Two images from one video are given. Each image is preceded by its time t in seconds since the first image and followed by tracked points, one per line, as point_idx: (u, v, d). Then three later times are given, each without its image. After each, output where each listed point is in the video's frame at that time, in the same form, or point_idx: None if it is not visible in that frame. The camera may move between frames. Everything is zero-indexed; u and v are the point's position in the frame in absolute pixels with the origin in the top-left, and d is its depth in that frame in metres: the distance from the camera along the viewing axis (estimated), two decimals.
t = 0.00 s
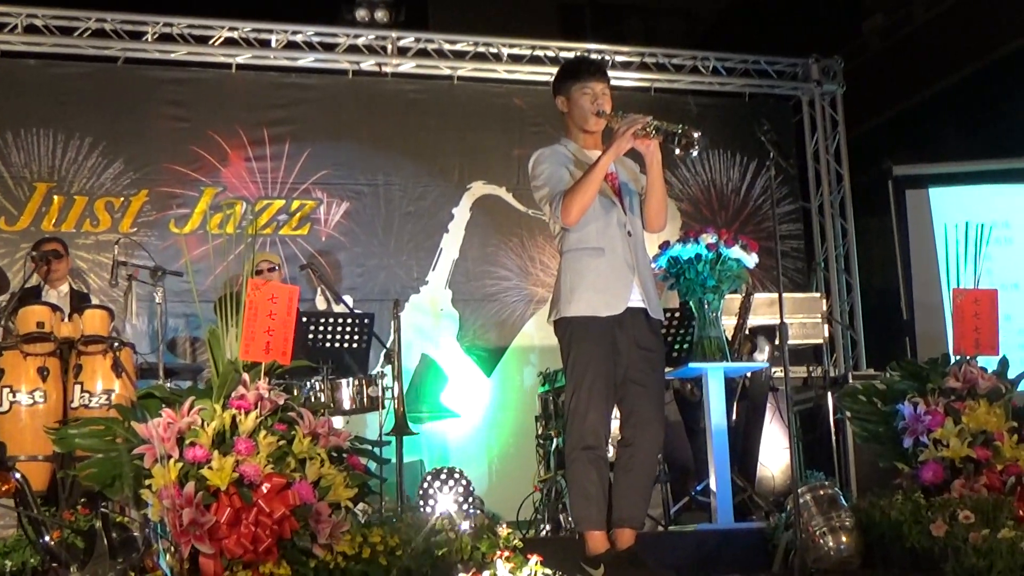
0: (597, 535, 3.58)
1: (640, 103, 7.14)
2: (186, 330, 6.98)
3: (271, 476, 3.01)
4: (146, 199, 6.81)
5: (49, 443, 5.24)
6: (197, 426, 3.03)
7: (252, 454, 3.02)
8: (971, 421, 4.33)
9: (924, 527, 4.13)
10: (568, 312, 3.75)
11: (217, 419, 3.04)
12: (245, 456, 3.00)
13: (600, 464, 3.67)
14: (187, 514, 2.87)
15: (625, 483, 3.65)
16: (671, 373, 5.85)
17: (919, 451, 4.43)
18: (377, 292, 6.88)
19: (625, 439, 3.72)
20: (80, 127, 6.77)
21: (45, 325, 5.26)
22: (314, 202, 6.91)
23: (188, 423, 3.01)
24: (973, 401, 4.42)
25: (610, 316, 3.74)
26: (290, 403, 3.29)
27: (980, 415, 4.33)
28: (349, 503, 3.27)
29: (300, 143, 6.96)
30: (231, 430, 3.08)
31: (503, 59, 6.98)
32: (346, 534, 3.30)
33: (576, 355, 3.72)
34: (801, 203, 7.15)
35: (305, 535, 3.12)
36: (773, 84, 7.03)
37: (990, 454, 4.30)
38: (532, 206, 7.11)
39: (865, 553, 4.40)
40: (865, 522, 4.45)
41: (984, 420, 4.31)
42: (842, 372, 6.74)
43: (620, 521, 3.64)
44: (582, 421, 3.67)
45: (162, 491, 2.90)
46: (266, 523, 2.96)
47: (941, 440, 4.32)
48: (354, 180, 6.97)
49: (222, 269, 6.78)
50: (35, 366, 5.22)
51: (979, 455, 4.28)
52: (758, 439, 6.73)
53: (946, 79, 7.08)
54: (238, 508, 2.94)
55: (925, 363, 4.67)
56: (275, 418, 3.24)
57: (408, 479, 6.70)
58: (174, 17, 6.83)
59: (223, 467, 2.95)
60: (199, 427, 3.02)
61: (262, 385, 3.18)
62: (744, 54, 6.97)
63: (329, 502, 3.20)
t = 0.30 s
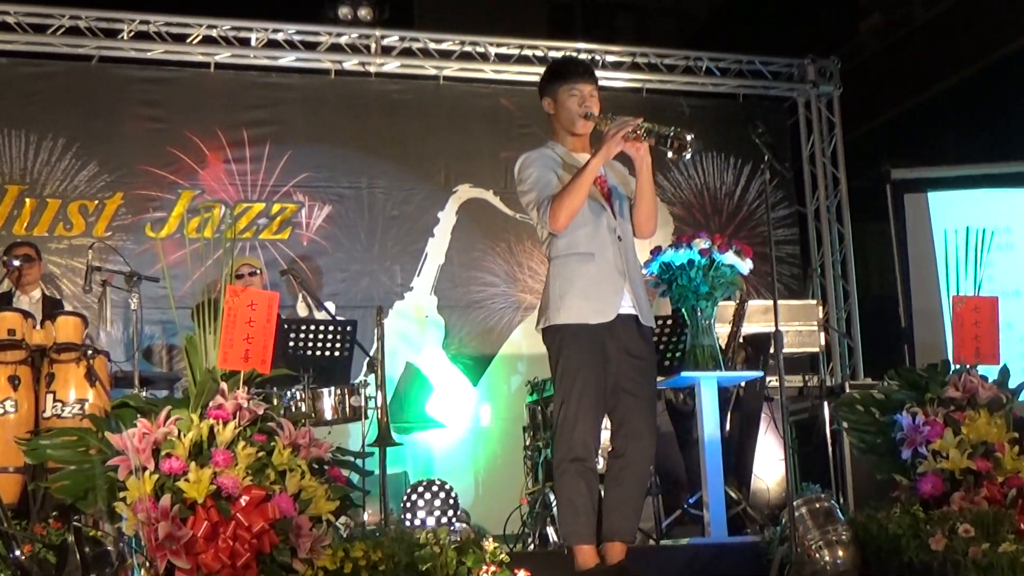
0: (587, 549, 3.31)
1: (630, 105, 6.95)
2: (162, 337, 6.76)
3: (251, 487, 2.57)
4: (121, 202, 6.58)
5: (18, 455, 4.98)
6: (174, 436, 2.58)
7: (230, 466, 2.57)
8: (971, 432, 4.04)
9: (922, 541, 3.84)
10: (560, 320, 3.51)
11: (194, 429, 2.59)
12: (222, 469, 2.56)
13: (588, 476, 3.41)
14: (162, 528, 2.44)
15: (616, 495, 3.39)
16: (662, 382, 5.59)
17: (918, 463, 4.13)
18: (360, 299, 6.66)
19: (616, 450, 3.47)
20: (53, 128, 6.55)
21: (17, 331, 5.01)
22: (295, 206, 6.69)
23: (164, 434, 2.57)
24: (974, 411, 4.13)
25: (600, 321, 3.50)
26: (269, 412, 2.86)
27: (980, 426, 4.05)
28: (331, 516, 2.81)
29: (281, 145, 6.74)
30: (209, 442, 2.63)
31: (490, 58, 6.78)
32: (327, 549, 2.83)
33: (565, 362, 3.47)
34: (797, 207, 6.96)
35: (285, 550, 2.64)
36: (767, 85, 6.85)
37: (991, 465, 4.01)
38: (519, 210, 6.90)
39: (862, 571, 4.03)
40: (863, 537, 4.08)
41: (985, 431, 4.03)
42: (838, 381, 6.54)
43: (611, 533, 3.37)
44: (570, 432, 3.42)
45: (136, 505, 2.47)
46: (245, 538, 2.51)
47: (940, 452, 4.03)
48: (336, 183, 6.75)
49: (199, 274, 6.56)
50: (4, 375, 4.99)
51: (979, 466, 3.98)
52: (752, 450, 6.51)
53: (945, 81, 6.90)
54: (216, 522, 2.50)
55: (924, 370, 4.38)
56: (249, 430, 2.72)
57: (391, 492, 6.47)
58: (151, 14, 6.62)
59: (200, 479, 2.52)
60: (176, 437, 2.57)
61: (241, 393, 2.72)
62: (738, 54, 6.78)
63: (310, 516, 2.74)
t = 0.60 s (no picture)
0: (571, 564, 3.14)
1: (619, 106, 6.75)
2: (134, 344, 6.53)
3: (223, 500, 2.61)
4: (91, 204, 6.34)
5: None
6: (145, 447, 2.61)
7: (202, 478, 2.61)
8: (967, 445, 3.82)
9: (917, 557, 3.62)
10: (546, 327, 3.32)
11: (166, 439, 2.63)
12: (194, 481, 2.60)
13: (574, 489, 3.24)
14: (131, 542, 2.48)
15: (603, 510, 3.23)
16: (649, 391, 5.38)
17: (913, 475, 3.89)
18: (338, 305, 6.45)
19: (602, 462, 3.30)
20: (21, 127, 6.30)
21: None
22: (272, 209, 6.46)
23: (134, 444, 2.61)
24: (971, 423, 3.90)
25: (588, 329, 3.32)
26: (243, 423, 2.83)
27: (977, 438, 3.82)
28: (309, 531, 2.83)
29: (257, 146, 6.51)
30: (181, 452, 2.67)
31: (473, 57, 6.57)
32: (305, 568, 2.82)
33: (550, 373, 3.28)
34: (789, 212, 6.76)
35: (259, 567, 2.68)
36: (759, 86, 6.66)
37: (988, 479, 3.78)
38: (503, 214, 6.68)
39: None
40: (856, 553, 3.88)
41: (981, 443, 3.80)
42: (831, 392, 6.34)
43: (597, 549, 3.19)
44: (555, 445, 3.24)
45: (106, 518, 2.52)
46: (217, 553, 2.56)
47: (935, 465, 3.81)
48: (314, 186, 6.53)
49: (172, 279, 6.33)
50: None
51: (976, 480, 3.76)
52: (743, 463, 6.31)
53: (942, 82, 6.71)
54: (186, 536, 2.56)
55: (919, 382, 4.17)
56: (227, 439, 2.77)
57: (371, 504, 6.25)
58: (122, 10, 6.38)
59: (171, 491, 2.57)
60: (146, 448, 2.61)
61: (214, 402, 2.74)
62: (729, 54, 6.59)
63: (285, 530, 2.75)
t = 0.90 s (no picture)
0: None
1: (609, 106, 6.55)
2: (107, 351, 6.31)
3: (199, 513, 2.67)
4: (63, 206, 6.10)
5: None
6: (118, 458, 2.66)
7: (178, 490, 2.66)
8: (968, 456, 3.67)
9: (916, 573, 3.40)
10: (534, 335, 3.13)
11: (139, 450, 2.68)
12: (169, 492, 2.65)
13: (563, 502, 3.05)
14: (104, 556, 2.51)
15: (591, 527, 3.04)
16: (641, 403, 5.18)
17: (913, 487, 3.75)
18: (319, 311, 6.23)
19: (591, 475, 3.10)
20: None
21: None
22: (250, 211, 6.25)
23: (107, 455, 2.66)
24: (971, 433, 3.75)
25: (577, 338, 3.14)
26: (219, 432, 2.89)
27: (977, 448, 3.67)
28: (287, 544, 2.93)
29: (235, 146, 6.30)
30: (155, 464, 2.72)
31: (459, 55, 6.36)
32: None
33: (538, 381, 3.10)
34: (784, 215, 6.56)
35: None
36: (754, 86, 6.47)
37: (989, 491, 3.64)
38: (490, 217, 6.47)
39: None
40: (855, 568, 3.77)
41: (982, 454, 3.65)
42: (828, 401, 6.14)
43: (585, 564, 3.01)
44: (542, 456, 3.05)
45: (78, 530, 2.55)
46: (193, 566, 2.62)
47: (935, 477, 3.67)
48: (294, 187, 6.31)
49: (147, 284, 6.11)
50: None
51: (977, 492, 3.62)
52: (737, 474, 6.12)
53: (942, 82, 6.52)
54: (161, 549, 2.62)
55: (918, 389, 4.02)
56: (203, 450, 2.83)
57: (351, 517, 6.02)
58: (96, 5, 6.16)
59: (145, 504, 2.61)
60: (120, 459, 2.66)
61: (189, 413, 2.81)
62: (723, 53, 6.41)
63: (263, 543, 2.85)
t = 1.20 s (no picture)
0: None
1: (600, 107, 6.34)
2: (79, 359, 6.08)
3: (175, 528, 2.32)
4: (34, 209, 5.86)
5: None
6: (90, 470, 2.30)
7: (153, 504, 2.30)
8: (970, 468, 3.32)
9: None
10: (521, 343, 3.02)
11: (112, 462, 2.32)
12: (144, 507, 2.29)
13: (551, 516, 2.93)
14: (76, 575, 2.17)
15: (581, 540, 2.94)
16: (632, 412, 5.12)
17: (912, 502, 3.39)
18: (298, 318, 6.02)
19: (580, 488, 3.01)
20: None
21: None
22: (227, 215, 6.03)
23: (79, 467, 2.29)
24: (972, 446, 3.40)
25: (566, 347, 3.03)
26: (197, 442, 2.51)
27: (979, 460, 3.32)
28: (267, 564, 2.54)
29: (213, 147, 6.07)
30: (129, 476, 2.35)
31: (444, 54, 6.15)
32: None
33: (526, 391, 2.99)
34: (780, 220, 6.35)
35: None
36: (749, 87, 6.28)
37: (990, 505, 3.28)
38: (475, 221, 6.25)
39: None
40: None
41: (984, 466, 3.31)
42: (825, 412, 5.93)
43: None
44: (529, 468, 2.93)
45: (47, 547, 2.21)
46: None
47: (935, 490, 3.31)
48: (273, 190, 6.09)
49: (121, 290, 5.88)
50: None
51: (978, 506, 3.26)
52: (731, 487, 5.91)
53: (942, 83, 6.33)
54: (135, 568, 2.26)
55: (917, 400, 3.64)
56: (179, 463, 2.45)
57: (332, 532, 5.81)
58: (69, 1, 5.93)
59: (118, 518, 2.26)
60: (92, 472, 2.29)
61: (164, 421, 2.41)
62: (717, 52, 6.21)
63: (242, 561, 2.46)
